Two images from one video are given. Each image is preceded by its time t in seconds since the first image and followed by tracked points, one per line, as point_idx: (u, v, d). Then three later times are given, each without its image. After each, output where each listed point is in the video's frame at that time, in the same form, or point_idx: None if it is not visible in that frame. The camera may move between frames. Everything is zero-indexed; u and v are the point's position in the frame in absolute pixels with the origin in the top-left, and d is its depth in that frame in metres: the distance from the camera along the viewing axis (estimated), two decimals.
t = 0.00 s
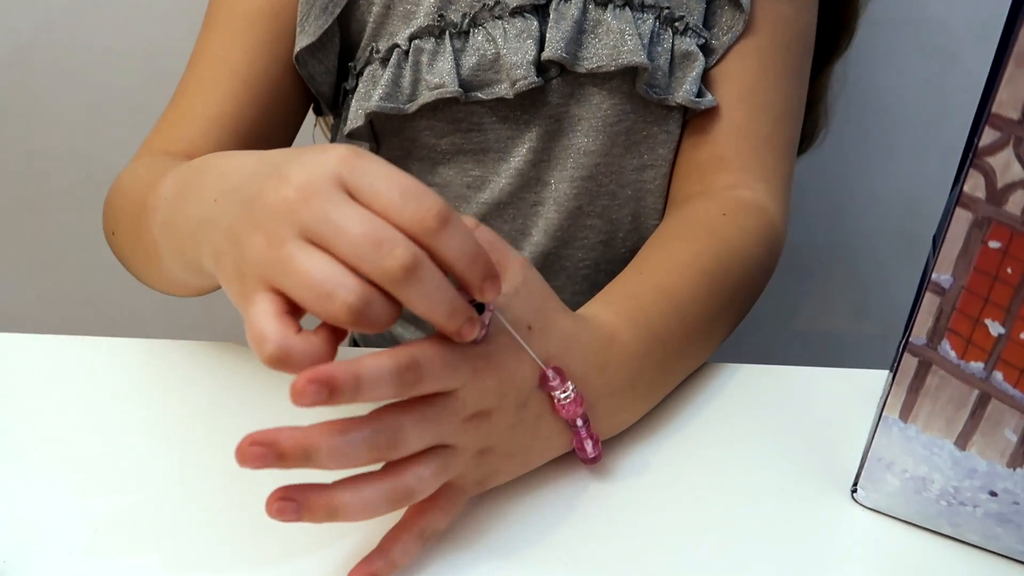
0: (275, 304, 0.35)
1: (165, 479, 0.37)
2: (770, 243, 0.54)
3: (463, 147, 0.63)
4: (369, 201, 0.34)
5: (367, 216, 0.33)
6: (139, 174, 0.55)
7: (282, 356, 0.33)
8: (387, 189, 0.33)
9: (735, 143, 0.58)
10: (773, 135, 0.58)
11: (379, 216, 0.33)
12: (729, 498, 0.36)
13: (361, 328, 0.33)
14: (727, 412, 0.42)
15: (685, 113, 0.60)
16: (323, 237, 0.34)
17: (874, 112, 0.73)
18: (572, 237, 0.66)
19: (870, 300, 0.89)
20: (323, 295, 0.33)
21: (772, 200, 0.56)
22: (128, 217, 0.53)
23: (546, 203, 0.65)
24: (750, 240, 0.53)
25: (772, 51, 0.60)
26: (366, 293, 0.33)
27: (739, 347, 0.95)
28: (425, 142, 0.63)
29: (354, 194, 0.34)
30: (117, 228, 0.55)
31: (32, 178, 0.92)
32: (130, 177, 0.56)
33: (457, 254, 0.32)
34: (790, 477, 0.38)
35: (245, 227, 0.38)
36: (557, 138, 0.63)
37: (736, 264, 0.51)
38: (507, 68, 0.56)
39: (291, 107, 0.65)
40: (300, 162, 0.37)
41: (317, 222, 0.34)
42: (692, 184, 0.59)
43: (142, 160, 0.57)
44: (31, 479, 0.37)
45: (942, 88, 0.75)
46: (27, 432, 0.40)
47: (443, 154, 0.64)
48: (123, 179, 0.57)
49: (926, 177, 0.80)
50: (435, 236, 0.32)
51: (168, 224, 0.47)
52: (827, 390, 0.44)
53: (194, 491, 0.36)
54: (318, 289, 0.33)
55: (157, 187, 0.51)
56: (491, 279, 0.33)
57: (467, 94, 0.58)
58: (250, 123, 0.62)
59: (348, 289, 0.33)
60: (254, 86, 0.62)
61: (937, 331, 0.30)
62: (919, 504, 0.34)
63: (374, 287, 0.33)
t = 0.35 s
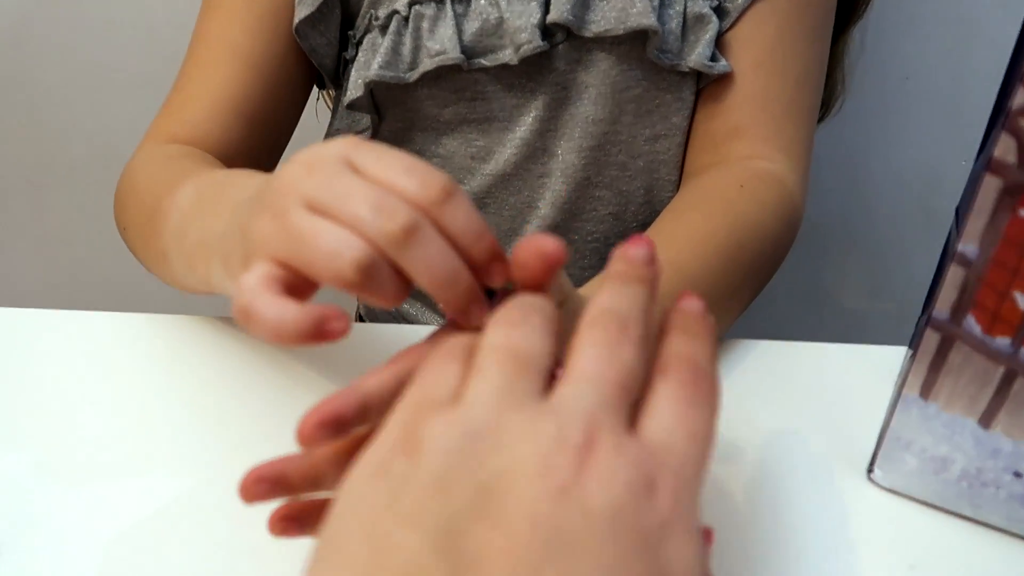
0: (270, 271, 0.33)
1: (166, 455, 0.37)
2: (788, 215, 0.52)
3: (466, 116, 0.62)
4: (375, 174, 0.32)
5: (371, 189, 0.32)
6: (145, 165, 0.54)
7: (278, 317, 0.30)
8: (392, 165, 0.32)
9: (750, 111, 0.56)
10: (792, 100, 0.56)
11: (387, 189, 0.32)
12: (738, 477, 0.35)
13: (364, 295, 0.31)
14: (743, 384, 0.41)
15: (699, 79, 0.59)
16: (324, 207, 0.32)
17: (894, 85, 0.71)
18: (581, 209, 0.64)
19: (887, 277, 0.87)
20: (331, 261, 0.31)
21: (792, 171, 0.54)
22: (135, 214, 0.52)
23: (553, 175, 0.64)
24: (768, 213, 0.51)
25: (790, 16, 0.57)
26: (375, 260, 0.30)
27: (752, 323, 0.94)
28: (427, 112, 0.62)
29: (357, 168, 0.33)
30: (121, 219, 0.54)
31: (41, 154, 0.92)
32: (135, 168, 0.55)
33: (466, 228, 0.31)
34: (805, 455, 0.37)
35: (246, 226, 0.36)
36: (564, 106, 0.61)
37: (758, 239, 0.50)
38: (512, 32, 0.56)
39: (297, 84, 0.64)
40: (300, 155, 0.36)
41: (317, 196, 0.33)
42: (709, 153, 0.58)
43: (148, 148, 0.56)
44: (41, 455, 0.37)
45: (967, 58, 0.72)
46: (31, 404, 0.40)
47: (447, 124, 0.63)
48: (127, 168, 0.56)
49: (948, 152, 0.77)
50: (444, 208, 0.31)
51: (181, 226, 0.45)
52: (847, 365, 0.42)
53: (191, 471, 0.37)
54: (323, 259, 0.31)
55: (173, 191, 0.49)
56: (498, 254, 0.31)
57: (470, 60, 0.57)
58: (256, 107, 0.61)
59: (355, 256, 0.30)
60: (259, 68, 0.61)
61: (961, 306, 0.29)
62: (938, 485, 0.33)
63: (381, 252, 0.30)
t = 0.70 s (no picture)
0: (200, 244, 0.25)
1: (162, 442, 0.37)
2: (800, 193, 0.51)
3: (468, 92, 0.60)
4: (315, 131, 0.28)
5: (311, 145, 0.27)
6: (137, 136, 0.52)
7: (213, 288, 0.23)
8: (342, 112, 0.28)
9: (759, 86, 0.54)
10: (803, 75, 0.54)
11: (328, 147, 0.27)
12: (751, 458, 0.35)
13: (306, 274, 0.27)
14: (755, 370, 0.40)
15: (708, 57, 0.57)
16: (264, 173, 0.28)
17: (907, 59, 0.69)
18: (587, 190, 0.63)
19: (899, 258, 0.85)
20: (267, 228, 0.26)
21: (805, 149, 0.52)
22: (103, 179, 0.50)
23: (557, 153, 0.62)
24: (781, 191, 0.50)
25: None
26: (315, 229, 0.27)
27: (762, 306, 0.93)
28: (428, 86, 0.60)
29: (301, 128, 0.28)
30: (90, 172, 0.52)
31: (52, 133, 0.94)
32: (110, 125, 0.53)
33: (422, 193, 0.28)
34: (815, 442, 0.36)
35: (182, 183, 0.33)
36: (569, 82, 0.60)
37: (768, 219, 0.48)
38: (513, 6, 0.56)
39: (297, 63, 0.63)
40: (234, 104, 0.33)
41: (256, 158, 0.28)
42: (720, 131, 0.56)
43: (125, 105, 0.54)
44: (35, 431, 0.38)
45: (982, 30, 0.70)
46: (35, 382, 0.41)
47: (448, 100, 0.61)
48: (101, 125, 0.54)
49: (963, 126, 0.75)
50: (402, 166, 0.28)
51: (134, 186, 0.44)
52: (864, 350, 0.42)
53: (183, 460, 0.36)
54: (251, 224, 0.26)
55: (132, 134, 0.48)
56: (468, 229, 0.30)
57: (471, 34, 0.57)
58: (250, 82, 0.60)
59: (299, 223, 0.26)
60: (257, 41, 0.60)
61: (987, 278, 0.28)
62: (958, 464, 0.32)
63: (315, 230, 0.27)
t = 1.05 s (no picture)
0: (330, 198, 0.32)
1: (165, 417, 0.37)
2: (782, 178, 0.51)
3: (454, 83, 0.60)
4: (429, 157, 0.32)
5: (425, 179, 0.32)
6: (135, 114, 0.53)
7: (355, 252, 0.31)
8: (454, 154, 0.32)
9: (745, 74, 0.54)
10: (789, 65, 0.54)
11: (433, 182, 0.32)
12: (741, 446, 0.35)
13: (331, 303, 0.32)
14: (731, 353, 0.41)
15: (694, 48, 0.57)
16: (360, 172, 0.32)
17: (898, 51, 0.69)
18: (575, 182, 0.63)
19: (889, 249, 0.86)
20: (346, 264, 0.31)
21: (784, 128, 0.52)
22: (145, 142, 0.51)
23: (546, 144, 0.62)
24: (759, 175, 0.50)
25: None
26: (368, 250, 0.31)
27: (753, 296, 0.93)
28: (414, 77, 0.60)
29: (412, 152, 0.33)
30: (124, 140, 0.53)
31: (42, 116, 0.93)
32: (126, 100, 0.53)
33: (490, 242, 0.34)
34: (780, 425, 0.36)
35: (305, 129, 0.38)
36: (558, 73, 0.59)
37: (743, 201, 0.48)
38: None
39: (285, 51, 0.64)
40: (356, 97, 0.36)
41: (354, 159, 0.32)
42: (705, 122, 0.56)
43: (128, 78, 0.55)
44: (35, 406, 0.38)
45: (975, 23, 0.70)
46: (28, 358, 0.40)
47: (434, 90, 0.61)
48: (108, 98, 0.55)
49: (954, 119, 0.76)
50: (478, 215, 0.32)
51: (216, 138, 0.46)
52: (845, 339, 0.42)
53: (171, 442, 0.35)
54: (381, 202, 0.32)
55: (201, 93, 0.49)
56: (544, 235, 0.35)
57: (455, 26, 0.56)
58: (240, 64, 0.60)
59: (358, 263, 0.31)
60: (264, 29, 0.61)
61: (980, 269, 0.28)
62: (949, 453, 0.32)
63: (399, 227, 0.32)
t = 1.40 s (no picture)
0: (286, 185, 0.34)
1: (180, 412, 0.37)
2: (793, 163, 0.50)
3: (461, 72, 0.60)
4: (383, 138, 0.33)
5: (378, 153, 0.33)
6: (148, 114, 0.53)
7: (271, 222, 0.31)
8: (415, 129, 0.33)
9: (755, 53, 0.53)
10: (796, 41, 0.53)
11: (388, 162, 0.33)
12: (753, 437, 0.35)
13: (520, 276, 0.34)
14: (745, 344, 0.41)
15: (702, 30, 0.56)
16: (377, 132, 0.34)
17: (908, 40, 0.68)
18: (582, 169, 0.63)
19: (893, 241, 0.85)
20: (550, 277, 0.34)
21: (795, 112, 0.51)
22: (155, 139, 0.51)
23: (553, 133, 0.62)
24: (770, 161, 0.49)
25: None
26: (570, 275, 0.36)
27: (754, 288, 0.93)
28: (421, 67, 0.60)
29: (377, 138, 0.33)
30: (142, 155, 0.53)
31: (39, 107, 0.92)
32: (146, 107, 0.53)
33: (457, 217, 0.33)
34: (794, 417, 0.36)
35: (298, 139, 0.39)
36: (564, 62, 0.59)
37: (753, 185, 0.48)
38: None
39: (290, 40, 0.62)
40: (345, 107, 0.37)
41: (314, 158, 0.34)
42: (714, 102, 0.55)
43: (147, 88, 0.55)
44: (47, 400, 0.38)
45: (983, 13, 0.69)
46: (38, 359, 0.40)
47: (441, 79, 0.60)
48: (130, 109, 0.55)
49: (959, 112, 0.75)
50: (437, 188, 0.32)
51: (223, 145, 0.46)
52: (857, 333, 0.42)
53: (183, 444, 0.35)
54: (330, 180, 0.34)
55: (213, 104, 0.49)
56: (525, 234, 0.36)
57: (462, 14, 0.55)
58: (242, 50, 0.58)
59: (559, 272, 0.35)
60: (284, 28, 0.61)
61: (995, 258, 0.27)
62: (960, 444, 0.32)
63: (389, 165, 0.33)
